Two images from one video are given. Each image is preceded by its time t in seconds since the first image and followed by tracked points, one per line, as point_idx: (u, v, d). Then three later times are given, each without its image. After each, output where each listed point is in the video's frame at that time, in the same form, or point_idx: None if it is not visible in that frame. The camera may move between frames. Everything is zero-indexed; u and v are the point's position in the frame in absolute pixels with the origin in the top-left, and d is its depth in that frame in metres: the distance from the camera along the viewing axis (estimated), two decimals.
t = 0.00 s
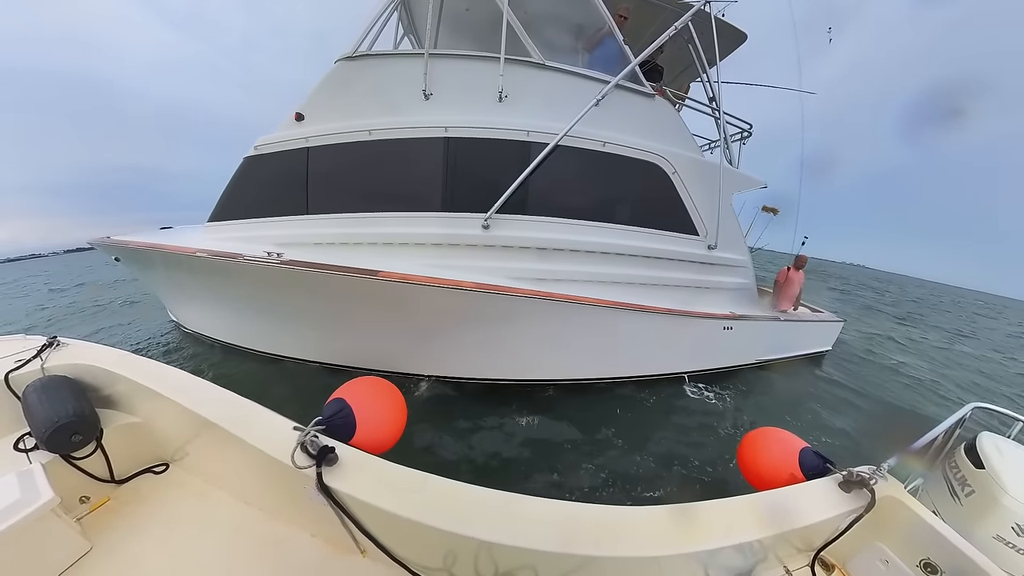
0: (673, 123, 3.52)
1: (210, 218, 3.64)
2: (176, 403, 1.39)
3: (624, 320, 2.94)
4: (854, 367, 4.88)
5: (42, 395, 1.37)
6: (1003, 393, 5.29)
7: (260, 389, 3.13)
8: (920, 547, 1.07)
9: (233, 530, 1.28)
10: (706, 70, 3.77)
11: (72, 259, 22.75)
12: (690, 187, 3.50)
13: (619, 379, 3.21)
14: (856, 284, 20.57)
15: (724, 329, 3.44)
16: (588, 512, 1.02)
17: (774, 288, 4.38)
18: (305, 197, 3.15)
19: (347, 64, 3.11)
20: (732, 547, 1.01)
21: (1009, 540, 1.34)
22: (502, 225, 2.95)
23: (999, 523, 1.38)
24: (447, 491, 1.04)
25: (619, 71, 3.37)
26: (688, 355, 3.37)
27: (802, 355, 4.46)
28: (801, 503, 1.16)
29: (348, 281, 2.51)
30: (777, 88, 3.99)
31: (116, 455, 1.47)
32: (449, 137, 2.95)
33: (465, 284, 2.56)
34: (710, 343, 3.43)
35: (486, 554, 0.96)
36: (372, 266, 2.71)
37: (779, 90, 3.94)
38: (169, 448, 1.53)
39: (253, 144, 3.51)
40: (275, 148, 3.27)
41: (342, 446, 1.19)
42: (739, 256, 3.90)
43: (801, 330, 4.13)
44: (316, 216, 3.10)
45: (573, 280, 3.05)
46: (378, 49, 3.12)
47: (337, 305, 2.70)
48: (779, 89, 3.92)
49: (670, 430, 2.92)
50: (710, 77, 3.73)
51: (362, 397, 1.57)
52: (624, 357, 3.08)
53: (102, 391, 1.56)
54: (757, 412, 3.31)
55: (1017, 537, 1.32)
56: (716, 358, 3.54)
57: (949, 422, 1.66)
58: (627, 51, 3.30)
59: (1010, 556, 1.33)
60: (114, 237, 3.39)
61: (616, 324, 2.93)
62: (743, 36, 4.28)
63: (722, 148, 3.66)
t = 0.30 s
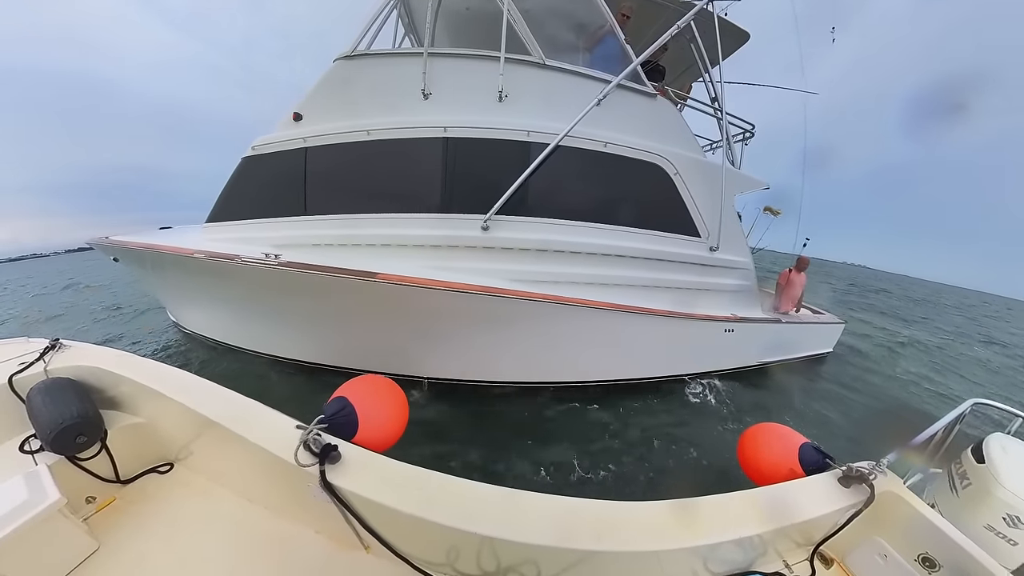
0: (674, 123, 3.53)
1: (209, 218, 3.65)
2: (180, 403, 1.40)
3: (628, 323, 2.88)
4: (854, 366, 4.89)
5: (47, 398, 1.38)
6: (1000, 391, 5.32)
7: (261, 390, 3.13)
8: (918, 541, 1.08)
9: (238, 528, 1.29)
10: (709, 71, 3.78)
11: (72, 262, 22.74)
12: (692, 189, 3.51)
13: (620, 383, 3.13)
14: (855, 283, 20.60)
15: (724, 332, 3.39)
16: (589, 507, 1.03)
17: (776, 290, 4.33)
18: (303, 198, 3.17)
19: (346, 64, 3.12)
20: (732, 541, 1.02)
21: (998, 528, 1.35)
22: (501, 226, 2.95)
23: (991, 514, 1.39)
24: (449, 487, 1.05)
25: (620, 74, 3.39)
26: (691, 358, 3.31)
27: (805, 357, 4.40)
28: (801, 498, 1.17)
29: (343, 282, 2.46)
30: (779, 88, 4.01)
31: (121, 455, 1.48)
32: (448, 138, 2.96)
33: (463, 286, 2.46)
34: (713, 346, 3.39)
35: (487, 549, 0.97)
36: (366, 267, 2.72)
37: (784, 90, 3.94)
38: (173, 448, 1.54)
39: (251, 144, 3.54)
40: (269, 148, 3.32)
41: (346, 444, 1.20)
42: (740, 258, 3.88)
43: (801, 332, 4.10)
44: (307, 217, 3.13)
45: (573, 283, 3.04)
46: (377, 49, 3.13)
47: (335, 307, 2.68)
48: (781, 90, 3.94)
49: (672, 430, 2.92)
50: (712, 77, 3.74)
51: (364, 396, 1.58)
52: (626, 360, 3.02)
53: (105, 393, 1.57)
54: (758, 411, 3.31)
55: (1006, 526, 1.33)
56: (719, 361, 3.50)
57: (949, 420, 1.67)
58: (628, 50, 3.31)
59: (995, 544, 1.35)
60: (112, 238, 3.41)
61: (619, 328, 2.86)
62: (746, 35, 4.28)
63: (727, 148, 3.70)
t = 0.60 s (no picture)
0: (674, 122, 3.53)
1: (208, 218, 3.67)
2: (183, 404, 1.41)
3: (629, 324, 2.86)
4: (855, 365, 4.88)
5: (51, 399, 1.39)
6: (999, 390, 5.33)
7: (262, 391, 3.14)
8: (918, 539, 1.08)
9: (242, 527, 1.30)
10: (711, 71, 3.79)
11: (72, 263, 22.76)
12: (694, 189, 3.52)
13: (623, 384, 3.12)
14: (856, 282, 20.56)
15: (726, 333, 3.38)
16: (590, 504, 1.04)
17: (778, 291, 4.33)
18: (301, 199, 3.18)
19: (345, 63, 3.13)
20: (733, 538, 1.02)
21: (991, 521, 1.37)
22: (500, 227, 2.96)
23: (987, 507, 1.41)
24: (450, 485, 1.06)
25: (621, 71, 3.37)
26: (693, 359, 3.29)
27: (809, 357, 4.36)
28: (801, 495, 1.17)
29: (344, 284, 2.46)
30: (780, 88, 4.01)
31: (125, 455, 1.49)
32: (447, 137, 2.97)
33: (463, 287, 2.46)
34: (715, 347, 3.37)
35: (489, 547, 0.98)
36: (364, 269, 2.72)
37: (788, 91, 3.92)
38: (177, 448, 1.55)
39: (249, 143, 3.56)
40: (267, 148, 3.34)
41: (348, 443, 1.20)
42: (739, 257, 3.87)
43: (802, 336, 4.08)
44: (310, 220, 3.13)
45: (573, 284, 3.05)
46: (376, 48, 3.14)
47: (335, 309, 2.68)
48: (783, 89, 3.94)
49: (673, 429, 2.92)
50: (715, 77, 3.73)
51: (366, 395, 1.58)
52: (628, 362, 3.01)
53: (109, 393, 1.58)
54: (759, 410, 3.32)
55: (1001, 521, 1.35)
56: (721, 363, 3.48)
57: (950, 417, 1.66)
58: (628, 49, 3.28)
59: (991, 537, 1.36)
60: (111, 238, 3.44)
61: (620, 329, 2.85)
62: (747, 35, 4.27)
63: (728, 149, 3.69)
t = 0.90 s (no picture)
0: (677, 122, 3.53)
1: (204, 219, 3.69)
2: (184, 403, 1.41)
3: (631, 326, 2.83)
4: (856, 366, 4.87)
5: (52, 398, 1.40)
6: (1000, 391, 5.32)
7: (262, 392, 3.15)
8: (920, 540, 1.08)
9: (243, 526, 1.30)
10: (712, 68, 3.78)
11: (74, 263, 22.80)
12: (696, 189, 3.51)
13: (625, 387, 3.09)
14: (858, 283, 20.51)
15: (730, 335, 3.36)
16: (590, 505, 1.04)
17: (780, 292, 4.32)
18: (297, 199, 3.19)
19: (343, 62, 3.14)
20: (734, 539, 1.02)
21: (987, 518, 1.39)
22: (498, 227, 2.95)
23: (984, 504, 1.42)
24: (451, 485, 1.06)
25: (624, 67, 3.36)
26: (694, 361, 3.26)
27: (812, 359, 4.32)
28: (803, 496, 1.17)
29: (342, 285, 2.45)
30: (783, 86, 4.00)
31: (125, 454, 1.49)
32: (445, 136, 2.97)
33: (461, 287, 2.45)
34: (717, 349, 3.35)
35: (490, 547, 0.97)
36: (362, 270, 2.71)
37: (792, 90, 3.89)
38: (178, 448, 1.55)
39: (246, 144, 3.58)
40: (265, 147, 3.34)
41: (348, 443, 1.20)
42: (744, 259, 3.88)
43: (806, 337, 4.07)
44: (304, 218, 3.15)
45: (573, 285, 3.04)
46: (374, 47, 3.14)
47: (333, 309, 2.67)
48: (786, 87, 3.92)
49: (673, 430, 2.92)
50: (716, 75, 3.71)
51: (366, 395, 1.59)
52: (630, 364, 2.98)
53: (110, 393, 1.58)
54: (760, 411, 3.31)
55: (998, 518, 1.37)
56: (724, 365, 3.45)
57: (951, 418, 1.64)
58: (630, 47, 3.31)
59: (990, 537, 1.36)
60: (110, 239, 3.47)
61: (621, 330, 2.83)
62: (749, 32, 4.26)
63: (729, 148, 3.67)
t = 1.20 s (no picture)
0: (680, 121, 3.53)
1: (199, 219, 3.72)
2: (181, 402, 1.41)
3: (632, 327, 2.80)
4: (857, 367, 4.85)
5: (50, 396, 1.39)
6: (1000, 391, 5.30)
7: (261, 392, 3.15)
8: (921, 544, 1.08)
9: (240, 527, 1.30)
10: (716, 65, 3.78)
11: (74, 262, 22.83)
12: (699, 187, 3.51)
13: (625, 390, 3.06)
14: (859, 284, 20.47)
15: (734, 337, 3.37)
16: (589, 508, 1.03)
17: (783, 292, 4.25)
18: (291, 198, 3.22)
19: (338, 59, 3.15)
20: (733, 543, 1.01)
21: (984, 519, 1.39)
22: (497, 226, 2.94)
23: (981, 505, 1.42)
24: (449, 487, 1.05)
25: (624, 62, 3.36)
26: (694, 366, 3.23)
27: (814, 361, 4.29)
28: (803, 500, 1.16)
29: (335, 287, 2.44)
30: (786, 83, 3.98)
31: (123, 454, 1.48)
32: (441, 133, 2.96)
33: (457, 289, 2.41)
34: (718, 351, 3.33)
35: (488, 549, 0.97)
36: (357, 271, 2.69)
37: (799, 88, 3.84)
38: (175, 447, 1.55)
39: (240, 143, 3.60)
40: (261, 145, 3.37)
41: (346, 444, 1.20)
42: (748, 259, 3.87)
43: (809, 340, 4.05)
44: (299, 218, 3.16)
45: (573, 287, 3.03)
46: (369, 43, 3.13)
47: (328, 309, 2.64)
48: (790, 85, 3.90)
49: (673, 432, 2.91)
50: (719, 73, 3.68)
51: (366, 395, 1.58)
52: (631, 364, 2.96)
53: (108, 391, 1.58)
54: (761, 414, 3.30)
55: (994, 518, 1.37)
56: (727, 367, 3.45)
57: (951, 422, 1.65)
58: (631, 42, 3.31)
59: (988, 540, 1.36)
60: (105, 240, 3.52)
61: (622, 332, 2.80)
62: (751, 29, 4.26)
63: (733, 145, 3.67)
